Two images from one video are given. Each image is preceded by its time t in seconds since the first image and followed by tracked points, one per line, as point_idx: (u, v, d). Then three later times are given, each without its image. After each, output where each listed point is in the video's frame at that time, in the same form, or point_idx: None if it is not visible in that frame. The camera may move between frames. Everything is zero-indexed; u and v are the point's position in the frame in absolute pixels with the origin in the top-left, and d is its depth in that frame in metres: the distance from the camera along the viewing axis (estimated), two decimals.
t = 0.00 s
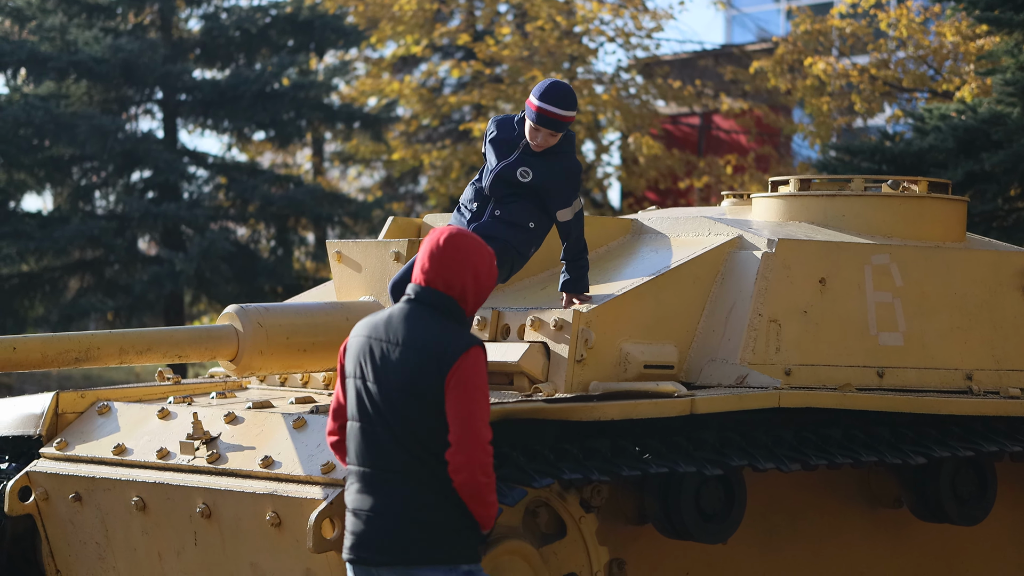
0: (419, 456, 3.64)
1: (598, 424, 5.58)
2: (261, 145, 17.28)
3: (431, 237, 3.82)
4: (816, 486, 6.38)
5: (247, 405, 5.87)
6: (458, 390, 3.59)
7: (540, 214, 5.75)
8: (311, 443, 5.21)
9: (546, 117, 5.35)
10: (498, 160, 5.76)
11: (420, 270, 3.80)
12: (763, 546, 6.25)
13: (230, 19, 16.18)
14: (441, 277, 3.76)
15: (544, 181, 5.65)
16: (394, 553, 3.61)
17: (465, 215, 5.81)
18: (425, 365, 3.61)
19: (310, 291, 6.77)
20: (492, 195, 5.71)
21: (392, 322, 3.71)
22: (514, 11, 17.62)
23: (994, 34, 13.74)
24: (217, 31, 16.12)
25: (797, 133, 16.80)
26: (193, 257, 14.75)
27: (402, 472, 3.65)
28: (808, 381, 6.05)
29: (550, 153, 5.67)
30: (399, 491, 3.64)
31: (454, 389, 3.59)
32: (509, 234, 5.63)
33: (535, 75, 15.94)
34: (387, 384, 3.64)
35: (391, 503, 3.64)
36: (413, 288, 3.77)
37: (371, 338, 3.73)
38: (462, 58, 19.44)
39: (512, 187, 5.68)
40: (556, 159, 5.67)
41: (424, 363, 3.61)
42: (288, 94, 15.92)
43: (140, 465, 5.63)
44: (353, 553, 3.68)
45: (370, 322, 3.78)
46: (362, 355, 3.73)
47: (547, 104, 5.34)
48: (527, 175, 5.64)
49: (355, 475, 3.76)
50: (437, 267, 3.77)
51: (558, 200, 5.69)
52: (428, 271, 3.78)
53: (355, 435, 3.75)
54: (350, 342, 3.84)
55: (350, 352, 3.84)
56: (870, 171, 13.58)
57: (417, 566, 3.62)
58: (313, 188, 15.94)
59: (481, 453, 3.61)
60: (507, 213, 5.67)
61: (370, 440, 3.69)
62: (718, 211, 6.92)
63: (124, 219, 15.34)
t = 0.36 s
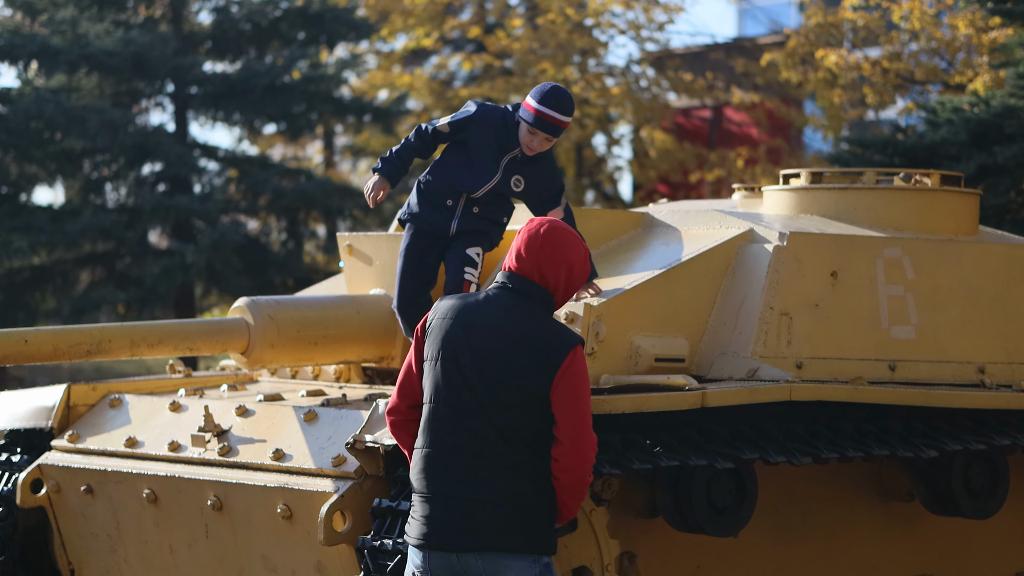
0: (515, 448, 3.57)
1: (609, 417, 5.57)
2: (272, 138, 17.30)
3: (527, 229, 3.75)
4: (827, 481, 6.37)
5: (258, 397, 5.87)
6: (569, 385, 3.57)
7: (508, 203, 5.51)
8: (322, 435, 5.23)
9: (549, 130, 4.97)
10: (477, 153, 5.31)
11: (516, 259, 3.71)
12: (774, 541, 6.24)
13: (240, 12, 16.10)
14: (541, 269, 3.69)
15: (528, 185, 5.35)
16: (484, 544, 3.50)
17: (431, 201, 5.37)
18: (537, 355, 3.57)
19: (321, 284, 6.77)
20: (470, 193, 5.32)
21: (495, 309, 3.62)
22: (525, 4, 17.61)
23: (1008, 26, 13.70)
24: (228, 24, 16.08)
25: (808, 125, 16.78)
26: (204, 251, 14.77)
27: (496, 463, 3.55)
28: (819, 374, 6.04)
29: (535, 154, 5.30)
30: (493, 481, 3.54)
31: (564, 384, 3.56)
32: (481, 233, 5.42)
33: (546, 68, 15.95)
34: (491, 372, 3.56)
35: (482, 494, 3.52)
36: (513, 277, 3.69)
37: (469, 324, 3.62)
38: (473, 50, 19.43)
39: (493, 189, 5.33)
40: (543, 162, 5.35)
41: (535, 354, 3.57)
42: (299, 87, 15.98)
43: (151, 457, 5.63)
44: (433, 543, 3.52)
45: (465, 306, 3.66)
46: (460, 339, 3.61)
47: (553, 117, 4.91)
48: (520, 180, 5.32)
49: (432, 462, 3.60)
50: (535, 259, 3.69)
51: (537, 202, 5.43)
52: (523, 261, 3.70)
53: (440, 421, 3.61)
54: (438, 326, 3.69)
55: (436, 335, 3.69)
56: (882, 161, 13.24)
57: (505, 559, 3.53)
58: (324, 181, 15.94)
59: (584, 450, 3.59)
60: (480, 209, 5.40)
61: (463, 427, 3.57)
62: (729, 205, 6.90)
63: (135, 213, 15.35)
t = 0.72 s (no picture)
0: (549, 449, 3.57)
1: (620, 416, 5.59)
2: (285, 136, 17.33)
3: (514, 225, 3.77)
4: (839, 480, 6.38)
5: (270, 396, 5.88)
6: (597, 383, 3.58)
7: (505, 179, 5.41)
8: (334, 434, 5.24)
9: (501, 69, 4.97)
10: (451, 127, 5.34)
11: (515, 260, 3.73)
12: (786, 539, 6.26)
13: (253, 9, 16.13)
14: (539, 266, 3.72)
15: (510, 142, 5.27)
16: (529, 548, 3.49)
17: (420, 190, 5.37)
18: (563, 356, 3.57)
19: (334, 282, 6.77)
20: (455, 169, 5.28)
21: (515, 313, 3.62)
22: (536, 2, 17.62)
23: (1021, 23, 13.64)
24: (240, 22, 16.11)
25: (820, 123, 16.74)
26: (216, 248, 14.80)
27: (532, 466, 3.54)
28: (831, 372, 6.03)
29: (508, 108, 5.27)
30: (529, 486, 3.53)
31: (592, 381, 3.57)
32: (478, 214, 5.31)
33: (557, 65, 15.93)
34: (518, 377, 3.55)
35: (520, 498, 3.51)
36: (523, 277, 3.69)
37: (487, 329, 3.61)
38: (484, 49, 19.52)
39: (477, 158, 5.28)
40: (518, 116, 5.28)
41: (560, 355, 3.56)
42: (310, 86, 15.99)
43: (163, 455, 5.64)
44: (475, 552, 3.50)
45: (481, 312, 3.65)
46: (483, 345, 3.59)
47: (497, 53, 4.93)
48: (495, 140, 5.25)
49: (466, 471, 3.58)
50: (528, 255, 3.72)
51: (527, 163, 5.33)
52: (519, 259, 3.73)
53: (469, 429, 3.59)
54: (455, 335, 3.66)
55: (454, 344, 3.65)
56: (894, 161, 13.48)
57: (550, 562, 3.54)
58: (336, 179, 15.94)
59: (617, 444, 3.62)
60: (473, 186, 5.31)
61: (494, 433, 3.55)
62: (741, 203, 6.89)
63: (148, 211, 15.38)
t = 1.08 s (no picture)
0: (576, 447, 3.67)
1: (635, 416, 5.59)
2: (298, 134, 17.34)
3: (475, 227, 3.76)
4: (852, 480, 6.38)
5: (285, 395, 5.89)
6: (607, 372, 3.76)
7: (473, 149, 5.34)
8: (348, 433, 5.22)
9: (436, 24, 5.26)
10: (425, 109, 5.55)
11: (491, 261, 3.72)
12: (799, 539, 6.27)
13: (267, 8, 16.13)
14: (510, 265, 3.73)
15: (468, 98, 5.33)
16: (560, 543, 3.57)
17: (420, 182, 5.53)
18: (578, 348, 3.68)
19: (349, 281, 6.76)
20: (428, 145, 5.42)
21: (518, 310, 3.64)
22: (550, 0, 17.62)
23: None
24: (254, 21, 16.11)
25: (834, 121, 16.69)
26: (230, 247, 14.82)
27: (555, 462, 3.61)
28: (846, 371, 6.03)
29: (466, 70, 5.39)
30: (554, 482, 3.59)
31: (606, 369, 3.74)
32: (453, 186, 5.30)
33: (569, 64, 15.93)
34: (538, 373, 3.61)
35: (546, 496, 3.57)
36: (514, 276, 3.70)
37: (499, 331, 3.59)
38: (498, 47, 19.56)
39: (443, 125, 5.39)
40: (475, 76, 5.39)
41: (576, 347, 3.67)
42: (324, 85, 15.95)
43: (179, 454, 5.65)
44: (506, 555, 3.50)
45: (487, 316, 3.61)
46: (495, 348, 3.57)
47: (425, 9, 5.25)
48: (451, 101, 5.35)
49: (487, 474, 3.58)
50: (495, 257, 3.73)
51: (491, 118, 5.35)
52: (488, 262, 3.73)
53: (489, 432, 3.57)
54: (462, 341, 3.57)
55: (464, 351, 3.57)
56: (909, 160, 13.40)
57: (578, 561, 3.62)
58: (350, 178, 15.95)
59: (627, 428, 3.81)
60: (444, 157, 5.35)
61: (516, 435, 3.57)
62: (755, 202, 6.88)
63: (162, 209, 15.41)
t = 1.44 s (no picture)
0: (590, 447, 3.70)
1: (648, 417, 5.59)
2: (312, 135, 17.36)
3: (478, 227, 3.77)
4: (867, 482, 6.37)
5: (299, 396, 5.89)
6: (615, 367, 3.82)
7: (454, 146, 5.31)
8: (362, 434, 5.23)
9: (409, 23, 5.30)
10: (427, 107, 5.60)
11: (493, 262, 3.74)
12: (814, 540, 6.28)
13: (281, 10, 16.14)
14: (510, 265, 3.75)
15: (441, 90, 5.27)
16: (578, 540, 3.61)
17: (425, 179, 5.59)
18: (589, 346, 3.72)
19: (362, 282, 6.77)
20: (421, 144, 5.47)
21: (528, 308, 3.66)
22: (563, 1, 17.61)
23: None
24: (268, 22, 16.12)
25: (848, 122, 16.65)
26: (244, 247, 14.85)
27: (570, 460, 3.64)
28: (861, 372, 6.01)
29: (446, 62, 5.35)
30: (570, 480, 3.62)
31: (615, 366, 3.81)
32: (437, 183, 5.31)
33: (583, 64, 15.92)
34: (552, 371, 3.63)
35: (563, 495, 3.60)
36: (520, 276, 3.73)
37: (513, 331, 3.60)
38: (512, 48, 19.54)
39: (428, 122, 5.40)
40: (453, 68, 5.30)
41: (588, 345, 3.72)
42: (338, 85, 15.94)
43: (194, 455, 5.66)
44: (526, 553, 3.53)
45: (500, 317, 3.62)
46: (511, 346, 3.59)
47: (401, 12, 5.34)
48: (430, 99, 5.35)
49: (502, 473, 3.58)
50: (495, 258, 3.74)
51: (456, 105, 5.19)
52: (490, 263, 3.74)
53: (505, 431, 3.58)
54: (476, 342, 3.57)
55: (480, 353, 3.57)
56: (923, 160, 13.35)
57: (594, 560, 3.66)
58: (363, 179, 16.02)
59: (636, 422, 3.89)
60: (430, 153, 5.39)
61: (534, 434, 3.59)
62: (769, 202, 6.87)
63: (177, 210, 15.44)
